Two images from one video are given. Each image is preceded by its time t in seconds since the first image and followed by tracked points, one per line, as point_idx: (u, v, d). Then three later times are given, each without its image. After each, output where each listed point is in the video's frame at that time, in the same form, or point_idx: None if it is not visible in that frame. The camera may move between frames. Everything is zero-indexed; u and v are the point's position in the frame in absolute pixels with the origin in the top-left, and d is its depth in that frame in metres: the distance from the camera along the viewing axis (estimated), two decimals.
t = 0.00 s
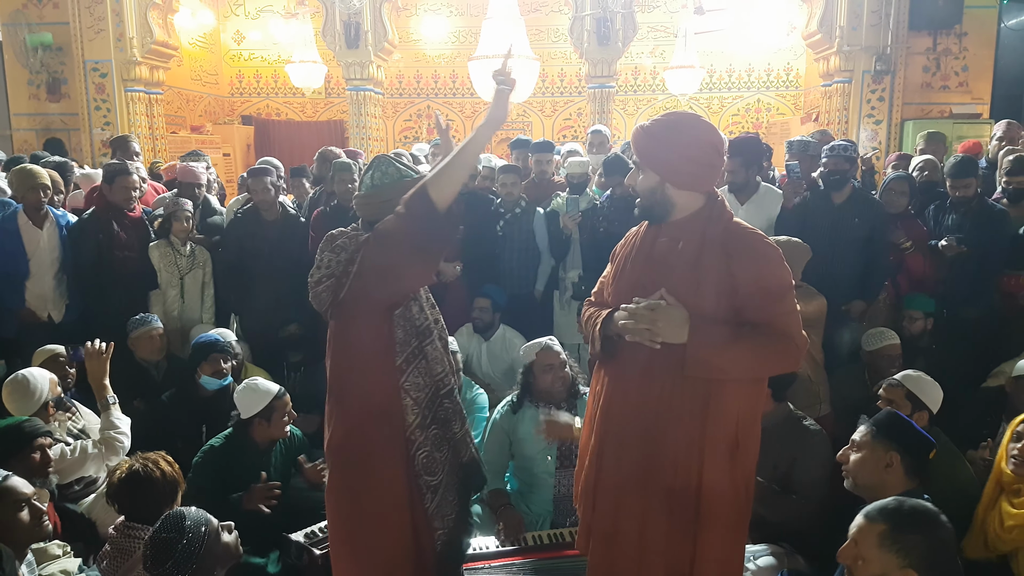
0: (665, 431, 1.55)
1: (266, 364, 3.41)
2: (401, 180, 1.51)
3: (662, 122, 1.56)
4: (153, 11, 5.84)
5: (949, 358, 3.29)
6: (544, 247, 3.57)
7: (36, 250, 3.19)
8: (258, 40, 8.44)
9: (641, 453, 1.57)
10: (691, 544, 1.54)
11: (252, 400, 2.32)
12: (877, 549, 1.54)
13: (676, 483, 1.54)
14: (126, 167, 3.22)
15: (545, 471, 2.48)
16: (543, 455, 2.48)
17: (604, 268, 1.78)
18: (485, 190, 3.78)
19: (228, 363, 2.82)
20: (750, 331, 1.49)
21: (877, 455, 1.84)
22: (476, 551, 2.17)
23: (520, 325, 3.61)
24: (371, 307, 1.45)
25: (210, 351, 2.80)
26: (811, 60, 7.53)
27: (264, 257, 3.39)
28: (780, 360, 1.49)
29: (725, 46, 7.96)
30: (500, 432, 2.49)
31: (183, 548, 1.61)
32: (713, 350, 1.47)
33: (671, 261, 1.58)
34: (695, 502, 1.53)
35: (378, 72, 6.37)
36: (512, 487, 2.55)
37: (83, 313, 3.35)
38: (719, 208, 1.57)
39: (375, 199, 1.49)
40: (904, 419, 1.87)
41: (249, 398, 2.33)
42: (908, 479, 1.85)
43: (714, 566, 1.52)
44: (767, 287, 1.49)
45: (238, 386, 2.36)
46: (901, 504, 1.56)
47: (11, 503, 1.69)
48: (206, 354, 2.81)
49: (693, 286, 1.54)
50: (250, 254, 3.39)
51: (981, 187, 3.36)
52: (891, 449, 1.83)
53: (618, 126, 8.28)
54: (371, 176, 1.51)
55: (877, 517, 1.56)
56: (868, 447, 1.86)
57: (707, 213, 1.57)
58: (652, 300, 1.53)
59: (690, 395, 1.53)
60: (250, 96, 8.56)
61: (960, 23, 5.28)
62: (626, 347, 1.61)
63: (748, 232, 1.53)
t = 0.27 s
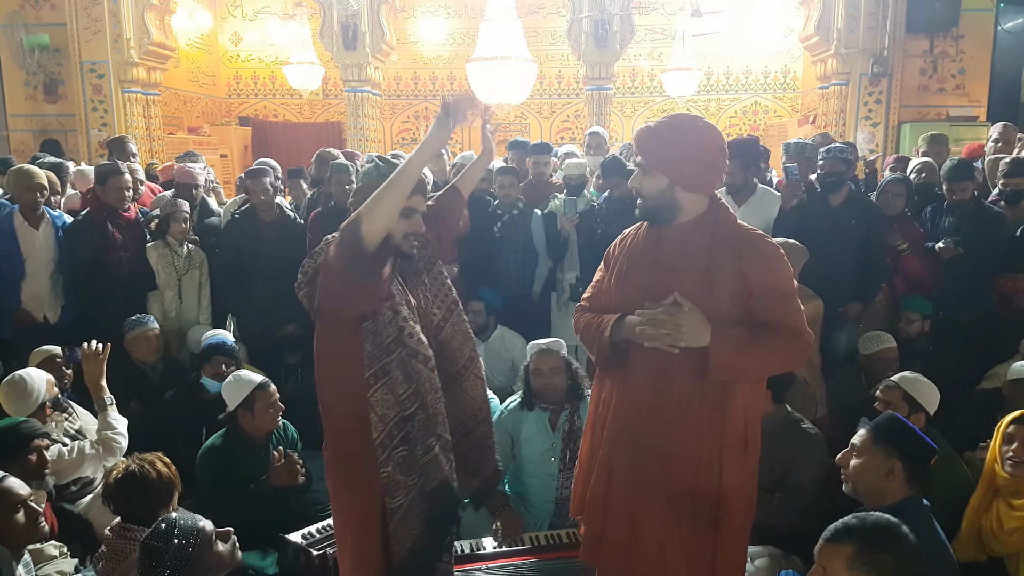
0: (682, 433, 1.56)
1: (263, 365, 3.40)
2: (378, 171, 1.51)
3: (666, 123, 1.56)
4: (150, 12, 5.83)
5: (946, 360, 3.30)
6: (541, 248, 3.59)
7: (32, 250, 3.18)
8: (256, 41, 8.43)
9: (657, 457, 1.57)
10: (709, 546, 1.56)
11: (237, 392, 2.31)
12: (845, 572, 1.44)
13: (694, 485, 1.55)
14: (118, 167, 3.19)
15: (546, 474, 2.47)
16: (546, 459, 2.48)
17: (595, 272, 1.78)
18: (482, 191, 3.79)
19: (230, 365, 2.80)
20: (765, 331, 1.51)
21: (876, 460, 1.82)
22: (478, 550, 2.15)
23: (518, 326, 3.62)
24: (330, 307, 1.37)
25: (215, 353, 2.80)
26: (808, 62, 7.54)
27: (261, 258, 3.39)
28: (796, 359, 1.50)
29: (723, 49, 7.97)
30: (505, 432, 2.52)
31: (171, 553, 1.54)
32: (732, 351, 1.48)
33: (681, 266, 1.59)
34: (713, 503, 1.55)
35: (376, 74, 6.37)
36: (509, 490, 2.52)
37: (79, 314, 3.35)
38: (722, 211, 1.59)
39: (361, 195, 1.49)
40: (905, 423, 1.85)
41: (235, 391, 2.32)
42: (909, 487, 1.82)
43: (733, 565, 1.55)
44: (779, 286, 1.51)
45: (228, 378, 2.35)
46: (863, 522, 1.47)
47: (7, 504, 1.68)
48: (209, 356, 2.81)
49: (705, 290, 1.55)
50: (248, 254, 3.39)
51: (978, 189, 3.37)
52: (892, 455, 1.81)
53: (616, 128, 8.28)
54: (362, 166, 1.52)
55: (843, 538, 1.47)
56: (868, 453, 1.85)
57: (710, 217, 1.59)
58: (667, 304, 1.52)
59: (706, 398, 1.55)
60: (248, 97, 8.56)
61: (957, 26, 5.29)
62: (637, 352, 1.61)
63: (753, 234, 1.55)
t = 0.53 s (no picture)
0: (694, 431, 1.61)
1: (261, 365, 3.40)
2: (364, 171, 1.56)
3: (667, 124, 1.59)
4: (146, 11, 5.82)
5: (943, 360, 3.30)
6: (539, 247, 3.59)
7: (28, 250, 3.17)
8: (253, 40, 8.42)
9: (670, 456, 1.62)
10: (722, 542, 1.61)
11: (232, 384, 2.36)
12: None
13: (706, 481, 1.60)
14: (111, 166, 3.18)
15: (541, 478, 2.46)
16: (539, 463, 2.46)
17: (591, 275, 1.80)
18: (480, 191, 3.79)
19: (224, 363, 2.80)
20: (772, 329, 1.56)
21: (873, 461, 1.82)
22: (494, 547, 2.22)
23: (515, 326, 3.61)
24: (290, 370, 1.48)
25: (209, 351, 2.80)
26: (805, 62, 7.55)
27: (259, 258, 3.39)
28: (805, 352, 1.56)
29: (720, 48, 7.97)
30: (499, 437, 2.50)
31: (162, 555, 1.54)
32: (746, 348, 1.53)
33: (690, 267, 1.62)
34: (723, 499, 1.60)
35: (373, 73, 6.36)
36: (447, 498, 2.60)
37: (76, 314, 3.34)
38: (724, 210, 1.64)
39: (358, 195, 1.53)
40: (903, 424, 1.85)
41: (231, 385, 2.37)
42: (906, 489, 1.82)
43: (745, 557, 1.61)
44: (784, 282, 1.56)
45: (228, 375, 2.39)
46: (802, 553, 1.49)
47: (2, 505, 1.67)
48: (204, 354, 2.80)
49: (715, 291, 1.59)
50: (245, 254, 3.38)
51: (975, 189, 3.37)
52: (889, 456, 1.81)
53: (614, 128, 8.28)
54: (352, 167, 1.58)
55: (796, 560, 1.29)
56: (864, 455, 1.84)
57: (713, 219, 1.63)
58: (679, 306, 1.55)
59: (717, 398, 1.60)
60: (245, 96, 8.54)
61: (954, 25, 5.30)
62: (647, 355, 1.64)
63: (755, 233, 1.61)
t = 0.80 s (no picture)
0: (696, 431, 1.61)
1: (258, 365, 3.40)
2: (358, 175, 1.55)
3: (664, 124, 1.60)
4: (145, 9, 5.78)
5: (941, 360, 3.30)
6: (537, 246, 3.59)
7: (25, 248, 3.17)
8: (251, 39, 8.41)
9: (672, 457, 1.62)
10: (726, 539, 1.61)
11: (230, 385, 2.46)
12: None
13: (709, 482, 1.60)
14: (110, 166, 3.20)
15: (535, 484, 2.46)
16: (530, 467, 2.47)
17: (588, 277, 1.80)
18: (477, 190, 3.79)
19: (216, 357, 2.83)
20: (772, 326, 1.56)
21: (867, 461, 1.83)
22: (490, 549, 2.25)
23: (513, 325, 3.61)
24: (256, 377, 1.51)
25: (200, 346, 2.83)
26: (803, 61, 7.56)
27: (258, 257, 3.40)
28: (808, 349, 1.55)
29: (718, 47, 7.96)
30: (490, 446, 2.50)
31: (155, 556, 1.53)
32: (747, 347, 1.52)
33: (691, 267, 1.61)
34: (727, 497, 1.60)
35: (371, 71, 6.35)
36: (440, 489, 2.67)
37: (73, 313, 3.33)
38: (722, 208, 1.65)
39: (355, 196, 1.53)
40: (897, 423, 1.85)
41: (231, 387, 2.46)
42: (901, 488, 1.82)
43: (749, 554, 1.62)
44: (785, 279, 1.57)
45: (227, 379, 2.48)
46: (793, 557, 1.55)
47: None
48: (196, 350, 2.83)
49: (717, 290, 1.58)
50: (242, 254, 3.38)
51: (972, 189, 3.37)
52: (884, 455, 1.81)
53: (612, 127, 8.28)
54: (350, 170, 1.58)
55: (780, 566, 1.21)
56: (859, 454, 1.85)
57: (710, 218, 1.64)
58: (678, 306, 1.55)
59: (717, 397, 1.60)
60: (242, 95, 8.53)
61: (952, 25, 5.30)
62: (647, 357, 1.65)
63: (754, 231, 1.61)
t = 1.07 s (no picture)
0: (685, 430, 1.60)
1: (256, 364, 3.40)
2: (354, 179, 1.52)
3: (652, 124, 1.59)
4: (143, 8, 5.78)
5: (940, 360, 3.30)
6: (535, 245, 3.58)
7: (23, 247, 3.17)
8: (249, 37, 8.40)
9: (661, 455, 1.62)
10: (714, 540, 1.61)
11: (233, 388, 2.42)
12: None
13: (696, 481, 1.60)
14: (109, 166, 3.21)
15: (529, 482, 2.46)
16: (525, 465, 2.46)
17: (591, 275, 1.81)
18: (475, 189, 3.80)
19: (207, 354, 2.78)
20: (766, 326, 1.54)
21: (866, 460, 1.83)
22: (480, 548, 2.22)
23: (511, 325, 3.61)
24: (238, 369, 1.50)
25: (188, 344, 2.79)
26: (802, 61, 7.56)
27: (256, 257, 3.40)
28: (800, 350, 1.53)
29: (717, 47, 7.96)
30: (488, 437, 2.50)
31: (152, 557, 1.53)
32: (731, 346, 1.51)
33: (681, 265, 1.61)
34: (716, 497, 1.59)
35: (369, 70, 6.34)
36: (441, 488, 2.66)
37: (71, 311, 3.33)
38: (714, 208, 1.64)
39: (356, 198, 1.50)
40: (895, 423, 1.85)
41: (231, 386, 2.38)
42: (900, 487, 1.82)
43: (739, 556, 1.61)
44: (780, 278, 1.55)
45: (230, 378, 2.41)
46: (813, 549, 1.52)
47: None
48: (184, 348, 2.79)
49: (707, 290, 1.58)
50: (240, 253, 3.39)
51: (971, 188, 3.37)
52: (882, 455, 1.81)
53: (610, 126, 8.28)
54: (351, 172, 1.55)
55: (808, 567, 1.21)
56: (857, 454, 1.85)
57: (704, 215, 1.63)
58: (665, 305, 1.55)
59: (707, 395, 1.59)
60: (241, 94, 8.53)
61: (951, 24, 5.30)
62: (637, 355, 1.65)
63: (747, 230, 1.60)
